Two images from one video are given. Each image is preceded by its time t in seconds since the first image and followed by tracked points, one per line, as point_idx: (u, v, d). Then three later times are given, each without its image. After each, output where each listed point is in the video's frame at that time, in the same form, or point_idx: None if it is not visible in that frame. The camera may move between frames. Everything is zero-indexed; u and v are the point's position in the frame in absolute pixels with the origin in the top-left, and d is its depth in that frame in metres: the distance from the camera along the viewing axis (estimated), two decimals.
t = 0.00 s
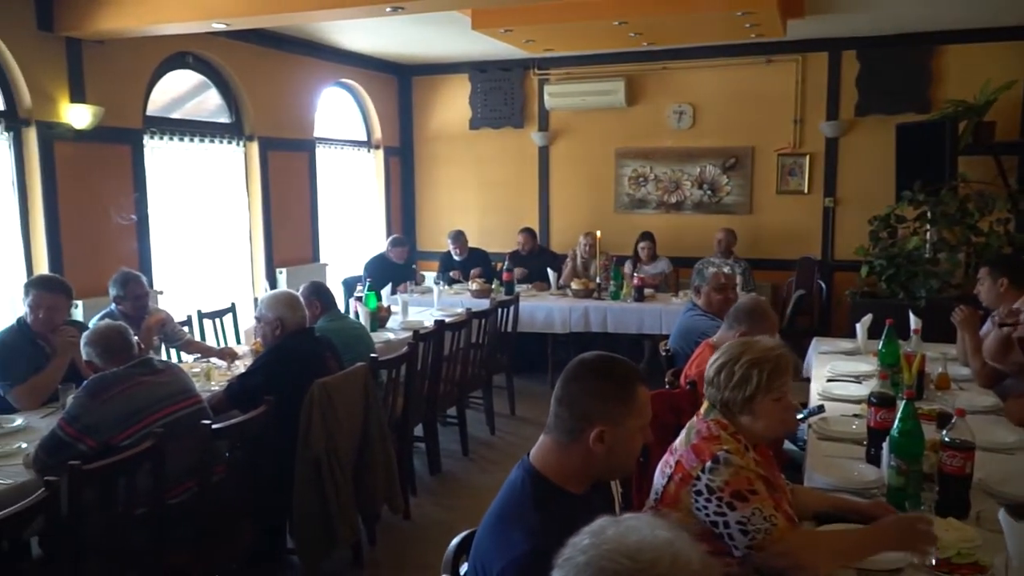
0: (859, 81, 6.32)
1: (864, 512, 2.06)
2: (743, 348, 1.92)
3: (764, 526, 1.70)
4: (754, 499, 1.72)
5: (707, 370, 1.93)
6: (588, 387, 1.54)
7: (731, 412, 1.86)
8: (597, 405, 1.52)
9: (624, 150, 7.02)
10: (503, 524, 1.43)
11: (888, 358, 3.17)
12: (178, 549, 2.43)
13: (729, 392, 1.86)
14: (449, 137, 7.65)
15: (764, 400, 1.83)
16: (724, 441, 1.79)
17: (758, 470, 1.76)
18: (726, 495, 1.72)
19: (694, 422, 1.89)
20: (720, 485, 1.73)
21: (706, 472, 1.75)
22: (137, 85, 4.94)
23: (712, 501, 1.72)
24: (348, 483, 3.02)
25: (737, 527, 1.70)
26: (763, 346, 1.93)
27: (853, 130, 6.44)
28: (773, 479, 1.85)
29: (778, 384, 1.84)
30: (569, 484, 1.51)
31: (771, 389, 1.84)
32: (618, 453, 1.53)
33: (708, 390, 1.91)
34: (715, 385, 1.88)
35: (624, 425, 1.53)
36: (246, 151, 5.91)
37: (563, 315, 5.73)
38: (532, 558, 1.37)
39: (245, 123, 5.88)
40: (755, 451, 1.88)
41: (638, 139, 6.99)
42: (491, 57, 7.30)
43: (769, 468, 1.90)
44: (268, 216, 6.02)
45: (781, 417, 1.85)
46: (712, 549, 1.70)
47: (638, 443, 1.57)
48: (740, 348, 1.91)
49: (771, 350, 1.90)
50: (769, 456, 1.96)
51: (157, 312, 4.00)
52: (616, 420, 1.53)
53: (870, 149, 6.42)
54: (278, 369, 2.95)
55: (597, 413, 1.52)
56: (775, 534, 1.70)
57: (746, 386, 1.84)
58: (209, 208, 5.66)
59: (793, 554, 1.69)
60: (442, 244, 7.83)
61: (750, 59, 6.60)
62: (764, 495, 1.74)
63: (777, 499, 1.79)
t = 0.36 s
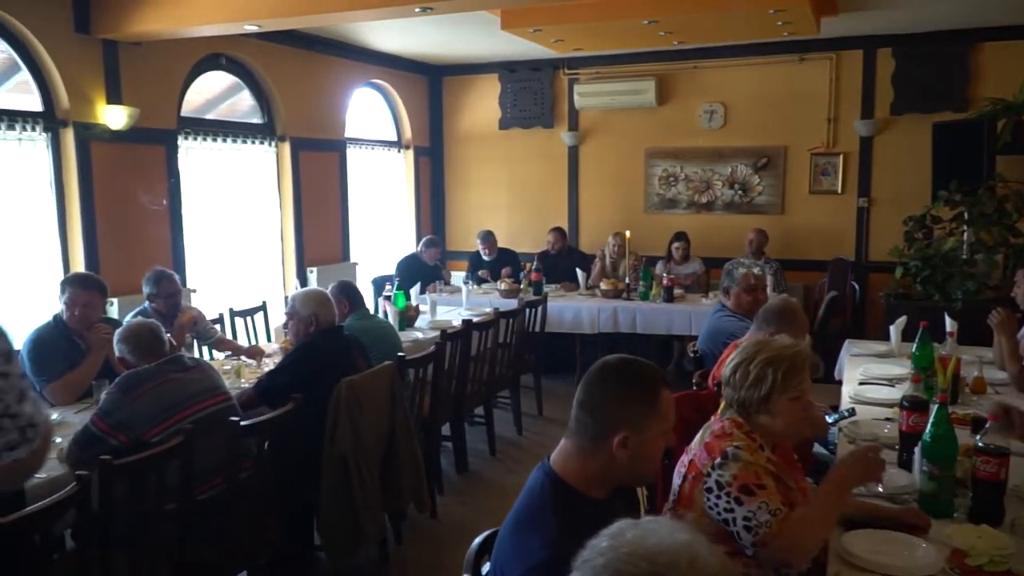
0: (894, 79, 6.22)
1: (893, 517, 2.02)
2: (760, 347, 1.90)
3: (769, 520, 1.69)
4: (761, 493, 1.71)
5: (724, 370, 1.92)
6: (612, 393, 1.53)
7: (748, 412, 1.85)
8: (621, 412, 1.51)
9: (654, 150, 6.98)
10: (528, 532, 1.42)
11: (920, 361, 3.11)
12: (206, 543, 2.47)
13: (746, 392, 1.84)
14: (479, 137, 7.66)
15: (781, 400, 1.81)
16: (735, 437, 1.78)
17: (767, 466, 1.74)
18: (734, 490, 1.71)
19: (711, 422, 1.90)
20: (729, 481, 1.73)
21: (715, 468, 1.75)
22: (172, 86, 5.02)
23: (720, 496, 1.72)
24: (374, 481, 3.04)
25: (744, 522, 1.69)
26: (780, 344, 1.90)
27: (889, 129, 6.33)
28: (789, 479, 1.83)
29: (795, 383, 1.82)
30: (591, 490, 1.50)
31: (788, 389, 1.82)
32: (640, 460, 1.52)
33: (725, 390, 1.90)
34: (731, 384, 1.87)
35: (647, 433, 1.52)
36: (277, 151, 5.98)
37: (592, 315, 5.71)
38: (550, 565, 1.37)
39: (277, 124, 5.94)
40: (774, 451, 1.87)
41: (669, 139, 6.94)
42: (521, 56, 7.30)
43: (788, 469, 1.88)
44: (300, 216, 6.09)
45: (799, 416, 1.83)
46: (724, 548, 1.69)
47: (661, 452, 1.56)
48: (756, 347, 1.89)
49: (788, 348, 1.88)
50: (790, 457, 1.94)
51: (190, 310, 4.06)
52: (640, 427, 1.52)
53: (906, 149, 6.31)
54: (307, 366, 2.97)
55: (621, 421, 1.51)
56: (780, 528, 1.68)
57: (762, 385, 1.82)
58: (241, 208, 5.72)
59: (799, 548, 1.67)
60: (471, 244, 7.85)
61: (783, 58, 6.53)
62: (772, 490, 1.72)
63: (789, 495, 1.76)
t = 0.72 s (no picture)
0: (941, 76, 6.08)
1: (936, 524, 1.97)
2: (789, 348, 1.89)
3: (798, 514, 1.65)
4: (790, 487, 1.67)
5: (753, 371, 1.91)
6: (645, 412, 1.48)
7: (778, 413, 1.83)
8: (654, 431, 1.46)
9: (693, 149, 6.91)
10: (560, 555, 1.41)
11: (966, 363, 3.04)
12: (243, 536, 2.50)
13: (775, 392, 1.82)
14: (516, 137, 7.66)
15: (811, 399, 1.79)
16: (763, 434, 1.76)
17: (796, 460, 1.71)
18: (762, 485, 1.67)
19: (741, 423, 1.87)
20: (757, 476, 1.69)
21: (743, 465, 1.72)
22: (215, 86, 5.10)
23: (749, 492, 1.69)
24: (410, 479, 3.05)
25: (773, 517, 1.66)
26: (811, 344, 1.89)
27: (935, 127, 6.20)
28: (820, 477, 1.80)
29: (826, 382, 1.80)
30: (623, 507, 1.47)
31: (819, 388, 1.79)
32: (675, 480, 1.48)
33: (755, 390, 1.88)
34: (760, 385, 1.86)
35: (681, 454, 1.47)
36: (316, 150, 6.04)
37: (628, 315, 5.67)
38: None
39: (316, 123, 6.00)
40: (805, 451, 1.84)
41: (709, 138, 6.87)
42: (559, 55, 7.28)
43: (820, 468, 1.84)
44: (338, 214, 6.14)
45: (830, 416, 1.80)
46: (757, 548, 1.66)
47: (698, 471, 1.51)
48: (785, 348, 1.88)
49: (819, 348, 1.86)
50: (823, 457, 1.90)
51: (230, 306, 4.12)
52: (674, 446, 1.47)
53: (953, 148, 6.17)
54: (348, 365, 3.00)
55: (653, 441, 1.46)
56: (809, 521, 1.65)
57: (792, 385, 1.80)
58: (281, 206, 5.79)
59: (829, 540, 1.64)
60: (507, 243, 7.85)
61: (825, 55, 6.42)
62: (801, 483, 1.69)
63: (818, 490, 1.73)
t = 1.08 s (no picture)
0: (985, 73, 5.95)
1: (979, 531, 1.92)
2: (823, 348, 1.86)
3: (828, 514, 1.62)
4: (819, 486, 1.65)
5: (788, 371, 1.90)
6: (687, 425, 1.41)
7: (812, 414, 1.81)
8: (694, 445, 1.39)
9: (729, 148, 6.84)
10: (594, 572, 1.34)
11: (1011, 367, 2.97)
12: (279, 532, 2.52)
13: (808, 392, 1.80)
14: (550, 136, 7.65)
15: (846, 401, 1.76)
16: (794, 433, 1.74)
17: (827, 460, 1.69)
18: (791, 484, 1.65)
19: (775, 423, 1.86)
20: (787, 475, 1.67)
21: (773, 464, 1.70)
22: (253, 87, 5.17)
23: (778, 492, 1.67)
24: (443, 477, 3.06)
25: (802, 516, 1.63)
26: (847, 345, 1.86)
27: (978, 125, 6.06)
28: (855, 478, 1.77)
29: (861, 384, 1.76)
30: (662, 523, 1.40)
31: (854, 389, 1.76)
32: (717, 496, 1.39)
33: (789, 391, 1.87)
34: (794, 385, 1.84)
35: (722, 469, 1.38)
36: (352, 150, 6.09)
37: (662, 316, 5.63)
38: None
39: (351, 123, 6.04)
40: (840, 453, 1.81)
41: (745, 137, 6.79)
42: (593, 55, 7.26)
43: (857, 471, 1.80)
44: (373, 214, 6.18)
45: (865, 418, 1.77)
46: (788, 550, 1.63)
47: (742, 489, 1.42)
48: (819, 349, 1.86)
49: (855, 349, 1.83)
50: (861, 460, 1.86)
51: (266, 305, 4.16)
52: (717, 462, 1.38)
53: (997, 147, 6.04)
54: (381, 362, 3.02)
55: (692, 455, 1.39)
56: (838, 521, 1.62)
57: (825, 385, 1.78)
58: (316, 205, 5.84)
59: (858, 540, 1.61)
60: (540, 242, 7.84)
61: (865, 53, 6.32)
62: (830, 483, 1.66)
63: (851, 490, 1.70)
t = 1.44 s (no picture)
0: None
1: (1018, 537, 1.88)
2: (855, 349, 1.85)
3: (859, 514, 1.60)
4: (850, 487, 1.62)
5: (819, 371, 1.87)
6: (737, 424, 1.40)
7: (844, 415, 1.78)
8: (744, 445, 1.38)
9: (760, 147, 6.77)
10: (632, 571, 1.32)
11: None
12: (308, 528, 2.54)
13: (840, 392, 1.78)
14: (579, 135, 7.63)
15: (880, 402, 1.73)
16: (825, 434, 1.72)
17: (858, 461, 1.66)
18: (822, 484, 1.63)
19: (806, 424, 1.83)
20: (818, 475, 1.65)
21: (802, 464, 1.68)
22: (284, 87, 5.21)
23: (809, 491, 1.64)
24: (471, 475, 3.06)
25: (831, 516, 1.61)
26: (881, 347, 1.84)
27: (1017, 123, 5.94)
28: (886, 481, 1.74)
29: (895, 385, 1.74)
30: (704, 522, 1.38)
31: (888, 391, 1.74)
32: (762, 498, 1.38)
33: (820, 391, 1.84)
34: (826, 385, 1.82)
35: (772, 470, 1.38)
36: (381, 149, 6.12)
37: (691, 316, 5.59)
38: None
39: (381, 123, 6.08)
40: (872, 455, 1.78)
41: (776, 136, 6.72)
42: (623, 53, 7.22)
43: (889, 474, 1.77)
44: (402, 213, 6.21)
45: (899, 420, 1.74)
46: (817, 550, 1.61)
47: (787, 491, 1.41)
48: (852, 350, 1.84)
49: (890, 350, 1.81)
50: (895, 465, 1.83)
51: (296, 303, 4.20)
52: (767, 462, 1.38)
53: None
54: (409, 361, 3.03)
55: (743, 455, 1.38)
56: (869, 523, 1.59)
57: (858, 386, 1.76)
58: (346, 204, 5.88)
59: (888, 541, 1.58)
60: (569, 242, 7.83)
61: (900, 50, 6.22)
62: (861, 484, 1.64)
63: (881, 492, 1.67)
